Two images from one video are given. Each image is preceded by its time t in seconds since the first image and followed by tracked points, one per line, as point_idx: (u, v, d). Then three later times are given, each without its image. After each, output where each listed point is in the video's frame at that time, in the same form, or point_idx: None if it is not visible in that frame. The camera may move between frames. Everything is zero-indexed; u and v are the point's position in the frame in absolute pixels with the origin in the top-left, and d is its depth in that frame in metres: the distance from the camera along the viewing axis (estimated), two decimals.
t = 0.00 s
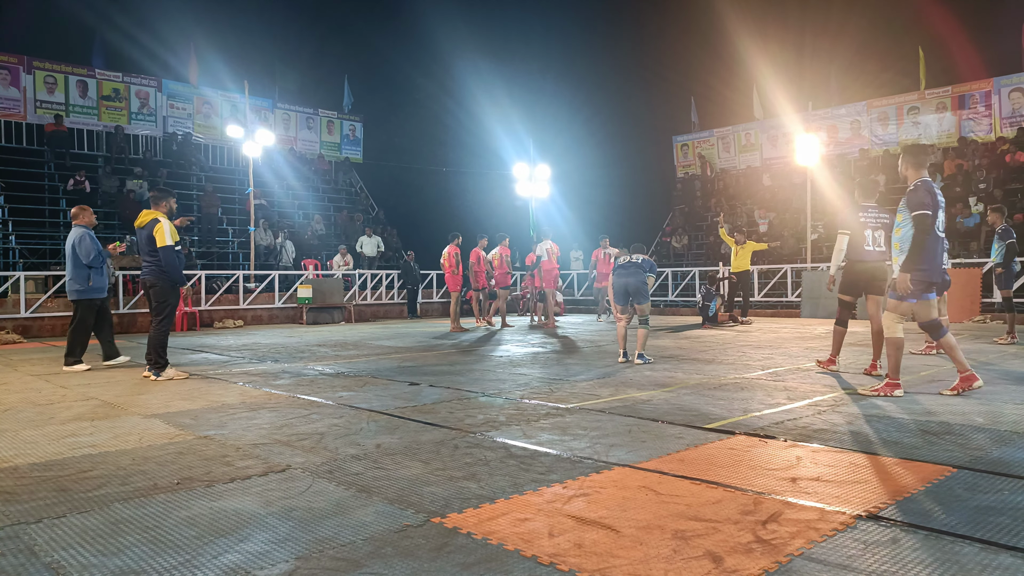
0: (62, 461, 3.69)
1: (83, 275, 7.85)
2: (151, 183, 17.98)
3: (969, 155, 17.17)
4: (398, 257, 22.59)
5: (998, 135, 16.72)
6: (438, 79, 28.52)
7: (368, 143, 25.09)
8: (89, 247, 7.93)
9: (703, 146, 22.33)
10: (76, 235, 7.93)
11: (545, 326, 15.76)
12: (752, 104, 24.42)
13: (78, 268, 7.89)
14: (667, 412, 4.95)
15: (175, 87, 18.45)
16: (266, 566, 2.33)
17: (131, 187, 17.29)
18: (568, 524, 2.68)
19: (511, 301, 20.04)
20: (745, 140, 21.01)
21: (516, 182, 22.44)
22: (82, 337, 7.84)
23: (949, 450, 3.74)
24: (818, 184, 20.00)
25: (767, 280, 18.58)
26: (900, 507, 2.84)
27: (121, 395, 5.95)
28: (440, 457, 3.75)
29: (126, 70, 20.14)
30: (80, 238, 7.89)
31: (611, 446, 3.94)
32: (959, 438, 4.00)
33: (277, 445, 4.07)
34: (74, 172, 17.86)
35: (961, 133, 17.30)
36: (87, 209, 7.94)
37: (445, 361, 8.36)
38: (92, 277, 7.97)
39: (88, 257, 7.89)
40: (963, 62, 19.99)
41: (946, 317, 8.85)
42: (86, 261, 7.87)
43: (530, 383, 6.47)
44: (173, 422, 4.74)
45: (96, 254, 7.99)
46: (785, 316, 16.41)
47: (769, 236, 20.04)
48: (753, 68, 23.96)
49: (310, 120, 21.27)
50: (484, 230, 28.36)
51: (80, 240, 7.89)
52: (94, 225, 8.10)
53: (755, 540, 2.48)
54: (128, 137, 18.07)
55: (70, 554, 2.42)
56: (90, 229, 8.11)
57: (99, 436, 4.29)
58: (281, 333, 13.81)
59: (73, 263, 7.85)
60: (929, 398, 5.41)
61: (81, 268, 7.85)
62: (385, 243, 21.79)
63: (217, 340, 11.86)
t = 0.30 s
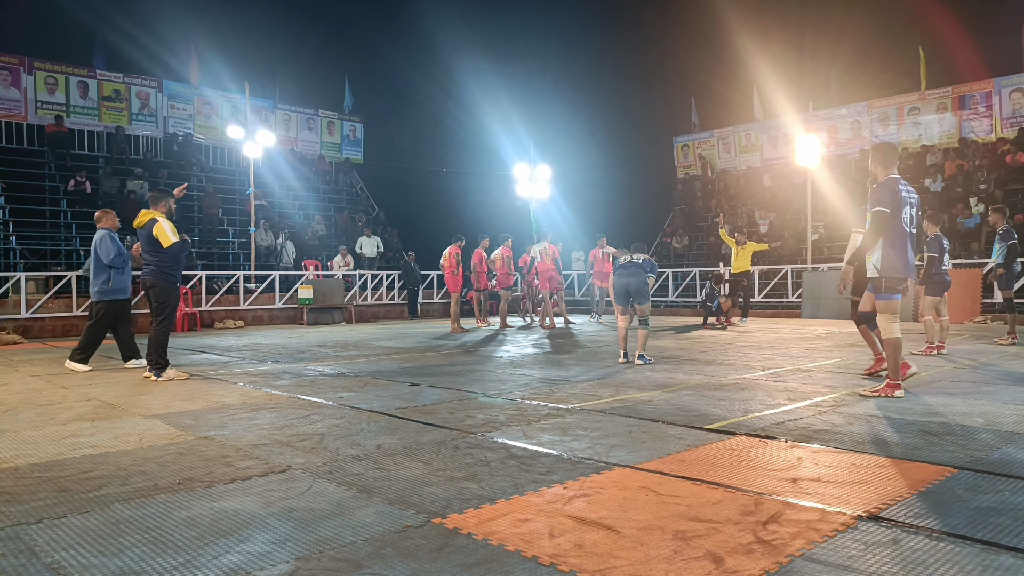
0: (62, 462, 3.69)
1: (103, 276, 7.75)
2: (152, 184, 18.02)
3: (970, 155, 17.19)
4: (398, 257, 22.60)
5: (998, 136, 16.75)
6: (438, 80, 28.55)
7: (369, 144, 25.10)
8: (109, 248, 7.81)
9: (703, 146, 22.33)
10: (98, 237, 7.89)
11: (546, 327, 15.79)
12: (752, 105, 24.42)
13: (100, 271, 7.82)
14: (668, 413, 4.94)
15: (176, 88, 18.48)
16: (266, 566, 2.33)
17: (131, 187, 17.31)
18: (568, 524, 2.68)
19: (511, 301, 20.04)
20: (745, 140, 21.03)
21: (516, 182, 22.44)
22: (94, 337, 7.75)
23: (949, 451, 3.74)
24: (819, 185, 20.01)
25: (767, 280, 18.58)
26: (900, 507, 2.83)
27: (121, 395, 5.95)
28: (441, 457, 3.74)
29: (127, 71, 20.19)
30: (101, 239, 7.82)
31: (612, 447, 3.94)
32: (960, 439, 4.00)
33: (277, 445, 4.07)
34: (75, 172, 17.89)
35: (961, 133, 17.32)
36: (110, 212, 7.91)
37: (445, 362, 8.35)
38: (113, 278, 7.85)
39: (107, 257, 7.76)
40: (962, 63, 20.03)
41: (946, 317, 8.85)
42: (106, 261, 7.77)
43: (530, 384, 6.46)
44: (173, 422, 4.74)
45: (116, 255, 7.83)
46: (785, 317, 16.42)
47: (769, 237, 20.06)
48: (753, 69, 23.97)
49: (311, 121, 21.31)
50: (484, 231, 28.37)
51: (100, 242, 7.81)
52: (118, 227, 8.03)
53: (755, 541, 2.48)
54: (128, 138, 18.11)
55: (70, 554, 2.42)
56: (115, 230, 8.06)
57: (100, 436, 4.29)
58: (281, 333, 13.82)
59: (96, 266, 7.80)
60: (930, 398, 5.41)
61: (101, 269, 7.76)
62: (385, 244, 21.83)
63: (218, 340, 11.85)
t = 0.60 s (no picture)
0: (61, 463, 3.69)
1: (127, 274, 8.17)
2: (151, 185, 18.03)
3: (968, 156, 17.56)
4: (397, 259, 22.58)
5: (996, 137, 16.75)
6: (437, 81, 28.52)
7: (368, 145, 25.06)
8: (127, 246, 8.43)
9: (703, 147, 22.28)
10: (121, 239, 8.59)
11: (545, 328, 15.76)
12: (751, 105, 24.40)
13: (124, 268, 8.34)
14: (667, 414, 4.94)
15: (174, 89, 18.46)
16: (265, 568, 2.33)
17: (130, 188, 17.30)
18: (568, 525, 2.68)
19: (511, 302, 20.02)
20: (743, 141, 21.05)
21: (515, 183, 22.44)
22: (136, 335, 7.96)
23: (948, 451, 3.74)
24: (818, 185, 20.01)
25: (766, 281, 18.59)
26: (899, 508, 2.84)
27: (119, 396, 5.94)
28: (440, 458, 3.74)
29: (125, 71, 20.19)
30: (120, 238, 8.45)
31: (611, 448, 3.94)
32: (959, 439, 4.00)
33: (276, 446, 4.06)
34: (74, 173, 17.86)
35: (959, 134, 17.32)
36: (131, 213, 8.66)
37: (444, 362, 8.35)
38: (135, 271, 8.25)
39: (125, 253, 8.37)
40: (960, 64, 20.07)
41: (946, 318, 8.86)
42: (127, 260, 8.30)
43: (529, 385, 6.45)
44: (172, 423, 4.74)
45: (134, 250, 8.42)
46: (784, 317, 16.43)
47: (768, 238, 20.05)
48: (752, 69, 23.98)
49: (310, 122, 21.30)
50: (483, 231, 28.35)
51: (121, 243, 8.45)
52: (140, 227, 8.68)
53: (754, 542, 2.48)
54: (127, 139, 18.11)
55: (69, 555, 2.42)
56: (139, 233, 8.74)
57: (98, 438, 4.29)
58: (280, 334, 13.81)
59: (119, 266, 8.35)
60: (928, 399, 5.41)
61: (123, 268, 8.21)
62: (384, 245, 21.87)
63: (217, 342, 11.83)
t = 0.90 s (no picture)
0: (59, 464, 3.68)
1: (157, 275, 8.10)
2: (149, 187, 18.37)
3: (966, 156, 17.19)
4: (396, 260, 22.57)
5: (994, 136, 16.78)
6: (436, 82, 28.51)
7: (366, 145, 25.04)
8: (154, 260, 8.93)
9: (701, 147, 22.36)
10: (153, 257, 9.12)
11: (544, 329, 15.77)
12: (749, 105, 24.42)
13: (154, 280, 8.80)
14: (665, 413, 4.94)
15: (172, 90, 18.42)
16: (263, 569, 2.32)
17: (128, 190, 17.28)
18: (566, 526, 2.68)
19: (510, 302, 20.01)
20: (741, 141, 21.15)
21: (513, 183, 22.45)
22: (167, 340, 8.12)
23: (946, 451, 3.74)
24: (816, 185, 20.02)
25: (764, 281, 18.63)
26: (896, 506, 2.84)
27: (117, 398, 5.94)
28: (438, 459, 3.74)
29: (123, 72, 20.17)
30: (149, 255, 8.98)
31: (610, 448, 3.94)
32: (957, 438, 4.01)
33: (274, 447, 4.06)
34: (72, 174, 17.82)
35: (957, 133, 17.35)
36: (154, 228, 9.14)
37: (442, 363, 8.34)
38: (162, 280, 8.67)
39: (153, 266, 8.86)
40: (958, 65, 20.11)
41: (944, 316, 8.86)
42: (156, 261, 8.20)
43: (528, 385, 6.45)
44: (170, 424, 4.74)
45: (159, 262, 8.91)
46: (782, 317, 16.45)
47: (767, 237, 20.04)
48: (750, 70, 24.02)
49: (308, 122, 21.32)
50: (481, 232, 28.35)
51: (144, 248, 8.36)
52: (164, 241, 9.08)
53: (753, 541, 2.48)
54: (126, 140, 18.10)
55: (68, 557, 2.41)
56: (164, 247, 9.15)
57: (97, 439, 4.29)
58: (279, 335, 13.80)
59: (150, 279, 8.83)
60: (927, 398, 5.42)
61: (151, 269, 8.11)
62: (383, 245, 21.91)
63: (215, 343, 11.82)
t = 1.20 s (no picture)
0: (57, 465, 3.68)
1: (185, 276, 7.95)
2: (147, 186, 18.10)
3: (964, 156, 17.29)
4: (395, 260, 22.56)
5: (991, 136, 16.84)
6: (435, 82, 28.47)
7: (364, 145, 25.01)
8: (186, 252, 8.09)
9: (699, 148, 22.56)
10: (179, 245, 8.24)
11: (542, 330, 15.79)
12: (748, 105, 24.44)
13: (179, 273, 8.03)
14: (664, 413, 4.95)
15: (171, 90, 18.44)
16: (262, 570, 2.32)
17: (126, 191, 17.25)
18: (565, 526, 2.68)
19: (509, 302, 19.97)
20: (740, 141, 21.30)
21: (512, 184, 22.46)
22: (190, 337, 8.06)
23: (944, 451, 3.75)
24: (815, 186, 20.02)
25: (762, 281, 18.61)
26: (894, 507, 2.85)
27: (116, 398, 5.93)
28: (437, 459, 3.74)
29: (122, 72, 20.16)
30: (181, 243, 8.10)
31: (608, 448, 3.94)
32: (955, 438, 4.01)
33: (273, 448, 4.05)
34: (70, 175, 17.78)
35: (955, 134, 17.41)
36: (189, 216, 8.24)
37: (441, 363, 8.33)
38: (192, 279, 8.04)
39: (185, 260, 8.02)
40: (956, 65, 20.14)
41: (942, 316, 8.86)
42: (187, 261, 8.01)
43: (527, 385, 6.45)
44: (169, 425, 4.73)
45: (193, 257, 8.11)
46: (781, 317, 16.46)
47: (765, 238, 20.03)
48: (749, 69, 24.04)
49: (306, 123, 21.35)
50: (479, 232, 28.35)
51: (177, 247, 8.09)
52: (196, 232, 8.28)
53: (751, 541, 2.49)
54: (124, 141, 18.09)
55: (66, 558, 2.41)
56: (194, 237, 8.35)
57: (95, 439, 4.28)
58: (278, 335, 13.78)
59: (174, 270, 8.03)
60: (925, 398, 5.42)
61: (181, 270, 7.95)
62: (381, 246, 21.92)
63: (213, 343, 11.79)
